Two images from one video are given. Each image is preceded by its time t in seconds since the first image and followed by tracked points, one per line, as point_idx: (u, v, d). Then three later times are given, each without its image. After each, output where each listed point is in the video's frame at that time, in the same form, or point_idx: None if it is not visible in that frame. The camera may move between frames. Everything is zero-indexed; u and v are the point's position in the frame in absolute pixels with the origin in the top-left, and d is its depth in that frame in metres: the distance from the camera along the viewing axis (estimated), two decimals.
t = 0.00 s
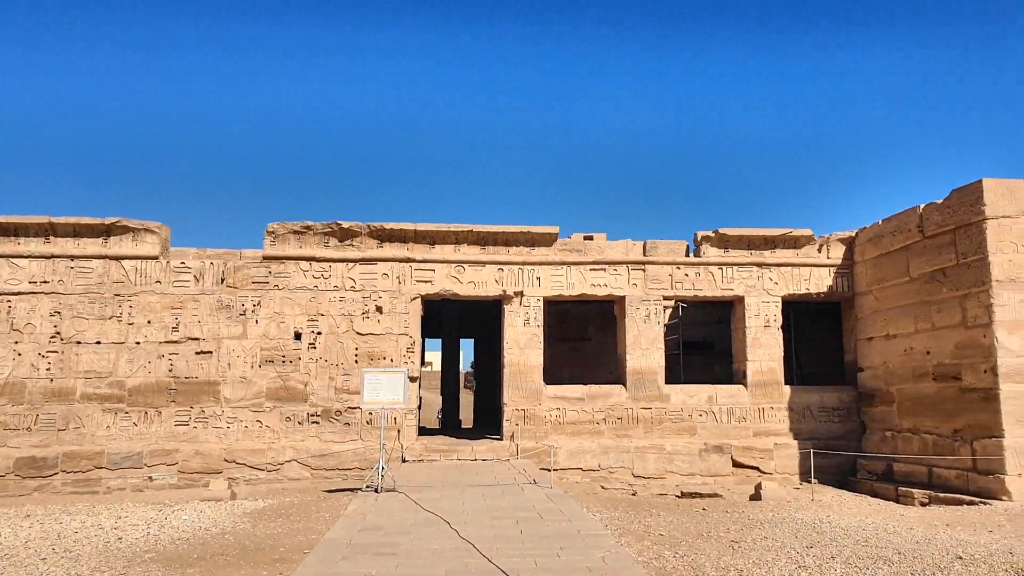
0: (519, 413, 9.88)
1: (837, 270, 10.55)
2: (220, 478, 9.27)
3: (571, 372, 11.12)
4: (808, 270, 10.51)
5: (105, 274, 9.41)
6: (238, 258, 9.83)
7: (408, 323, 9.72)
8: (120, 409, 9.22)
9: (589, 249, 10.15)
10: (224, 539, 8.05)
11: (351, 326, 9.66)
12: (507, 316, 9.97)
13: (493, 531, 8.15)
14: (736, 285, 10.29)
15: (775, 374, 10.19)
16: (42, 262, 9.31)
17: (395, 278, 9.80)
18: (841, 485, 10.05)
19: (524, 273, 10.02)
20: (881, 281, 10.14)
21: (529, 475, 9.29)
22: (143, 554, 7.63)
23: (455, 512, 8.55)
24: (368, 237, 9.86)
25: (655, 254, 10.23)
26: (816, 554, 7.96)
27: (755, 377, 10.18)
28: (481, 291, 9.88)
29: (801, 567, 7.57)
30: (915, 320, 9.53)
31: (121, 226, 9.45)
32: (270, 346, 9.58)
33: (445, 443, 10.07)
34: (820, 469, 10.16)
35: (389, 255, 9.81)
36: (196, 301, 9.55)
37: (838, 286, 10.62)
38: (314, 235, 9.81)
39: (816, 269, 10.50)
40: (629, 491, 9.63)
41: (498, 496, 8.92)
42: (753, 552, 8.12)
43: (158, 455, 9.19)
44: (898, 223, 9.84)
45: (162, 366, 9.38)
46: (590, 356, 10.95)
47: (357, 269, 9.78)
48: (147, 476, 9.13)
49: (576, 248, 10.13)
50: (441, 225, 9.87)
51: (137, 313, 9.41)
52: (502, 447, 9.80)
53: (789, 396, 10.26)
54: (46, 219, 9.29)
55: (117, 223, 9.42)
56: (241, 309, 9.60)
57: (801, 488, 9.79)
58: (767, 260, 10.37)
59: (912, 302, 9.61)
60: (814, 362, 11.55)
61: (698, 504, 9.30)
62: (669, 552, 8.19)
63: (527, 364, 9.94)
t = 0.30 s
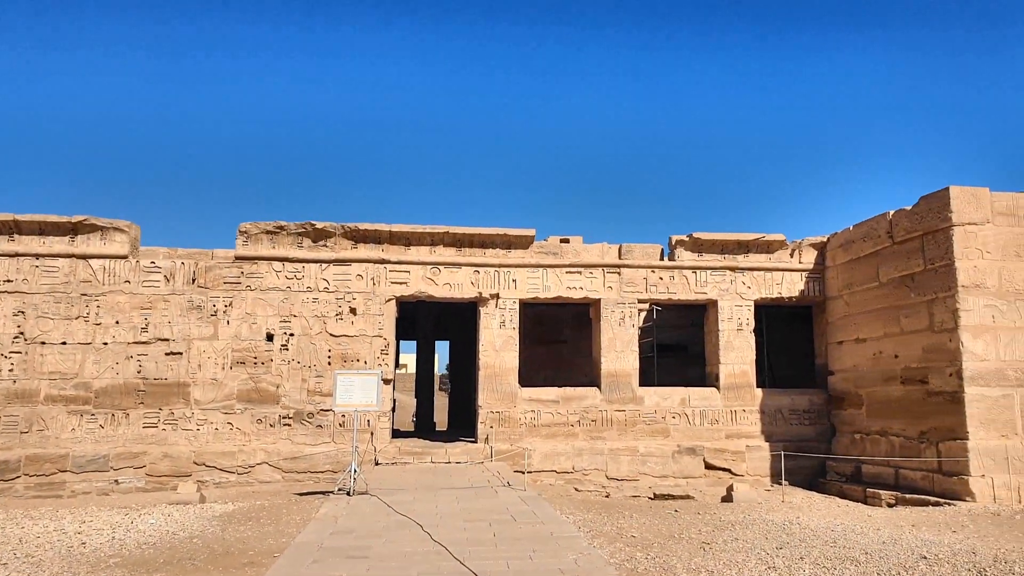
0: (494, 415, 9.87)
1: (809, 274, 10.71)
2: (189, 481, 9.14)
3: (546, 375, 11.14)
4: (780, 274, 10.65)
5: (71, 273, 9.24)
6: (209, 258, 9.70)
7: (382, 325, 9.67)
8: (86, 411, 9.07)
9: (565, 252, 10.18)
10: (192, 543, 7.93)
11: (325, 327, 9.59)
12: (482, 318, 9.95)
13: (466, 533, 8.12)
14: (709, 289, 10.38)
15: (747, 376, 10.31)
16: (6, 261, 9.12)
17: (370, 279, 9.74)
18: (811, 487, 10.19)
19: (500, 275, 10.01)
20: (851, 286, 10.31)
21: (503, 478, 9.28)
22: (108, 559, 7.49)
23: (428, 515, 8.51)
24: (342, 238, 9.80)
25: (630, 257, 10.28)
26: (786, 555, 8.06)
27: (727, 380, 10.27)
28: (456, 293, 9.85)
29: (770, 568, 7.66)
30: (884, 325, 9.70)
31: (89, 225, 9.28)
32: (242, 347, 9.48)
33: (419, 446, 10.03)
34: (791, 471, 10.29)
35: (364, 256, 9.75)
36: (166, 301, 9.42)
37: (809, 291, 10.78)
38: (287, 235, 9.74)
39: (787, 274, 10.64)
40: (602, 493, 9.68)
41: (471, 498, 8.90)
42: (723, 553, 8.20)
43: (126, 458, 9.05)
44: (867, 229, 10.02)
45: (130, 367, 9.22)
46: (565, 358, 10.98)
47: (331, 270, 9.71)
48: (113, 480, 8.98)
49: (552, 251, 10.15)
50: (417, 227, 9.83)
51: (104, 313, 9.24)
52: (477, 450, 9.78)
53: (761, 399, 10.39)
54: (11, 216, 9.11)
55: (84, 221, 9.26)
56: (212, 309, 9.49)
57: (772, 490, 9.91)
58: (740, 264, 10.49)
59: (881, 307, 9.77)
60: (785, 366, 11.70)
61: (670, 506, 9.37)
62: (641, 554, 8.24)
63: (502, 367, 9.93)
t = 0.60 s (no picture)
0: (465, 416, 9.85)
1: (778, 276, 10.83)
2: (155, 482, 9.02)
3: (518, 375, 11.15)
4: (750, 276, 10.77)
5: (34, 270, 9.09)
6: (177, 255, 9.58)
7: (352, 324, 9.62)
8: (48, 411, 8.93)
9: (538, 252, 10.20)
10: (157, 545, 7.81)
11: (294, 327, 9.52)
12: (454, 318, 9.92)
13: (436, 534, 8.10)
14: (680, 290, 10.46)
15: (716, 377, 10.40)
16: None
17: (340, 278, 9.68)
18: (779, 486, 10.31)
19: (473, 275, 10.00)
20: (819, 288, 10.45)
21: (473, 478, 9.27)
22: (69, 562, 7.35)
23: (397, 516, 8.47)
24: (313, 236, 9.73)
25: (602, 258, 10.33)
26: (753, 555, 8.14)
27: (697, 380, 10.36)
28: (428, 293, 9.82)
29: (737, 567, 7.73)
30: (851, 327, 9.84)
31: (52, 221, 9.14)
32: (210, 346, 9.37)
33: (390, 447, 9.99)
34: (759, 471, 10.40)
35: (334, 255, 9.69)
36: (132, 299, 9.28)
37: (778, 293, 10.90)
38: (256, 233, 9.66)
39: (757, 275, 10.76)
40: (572, 493, 9.72)
41: (442, 499, 8.88)
42: (692, 553, 8.26)
43: (89, 459, 8.91)
44: (835, 232, 10.16)
45: (95, 366, 9.09)
46: (538, 359, 10.99)
47: (301, 269, 9.64)
48: (76, 481, 8.84)
49: (524, 251, 10.16)
50: (388, 226, 9.79)
51: (68, 311, 9.10)
52: (447, 450, 9.77)
53: (730, 399, 10.49)
54: None
55: (47, 218, 9.11)
56: (180, 308, 9.37)
57: (740, 490, 10.01)
58: (710, 266, 10.58)
59: (848, 309, 9.91)
60: (754, 367, 11.83)
61: (640, 506, 9.43)
62: (610, 554, 8.28)
63: (473, 367, 9.92)
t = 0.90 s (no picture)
0: (441, 417, 9.83)
1: (752, 278, 10.93)
2: (126, 486, 8.93)
3: (495, 377, 11.15)
4: (724, 278, 10.85)
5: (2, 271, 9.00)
6: (150, 256, 9.50)
7: (327, 326, 9.59)
8: (16, 413, 8.84)
9: (514, 254, 10.22)
10: (127, 549, 7.72)
11: (268, 328, 9.47)
12: (431, 320, 9.91)
13: (411, 537, 8.06)
14: (655, 291, 10.52)
15: (692, 378, 10.47)
16: None
17: (315, 279, 9.64)
18: (754, 487, 10.38)
19: (449, 276, 9.99)
20: (792, 289, 10.54)
21: (449, 480, 9.26)
22: (37, 567, 7.24)
23: (372, 519, 8.43)
24: (287, 237, 9.69)
25: (578, 260, 10.37)
26: (728, 555, 8.17)
27: (673, 381, 10.42)
28: (404, 294, 9.80)
29: (712, 568, 7.76)
30: (824, 328, 9.93)
31: (22, 221, 9.06)
32: (183, 348, 9.29)
33: (365, 449, 9.95)
34: (734, 472, 10.47)
35: (309, 256, 9.65)
36: (103, 300, 9.19)
37: (752, 294, 10.99)
38: (230, 234, 9.60)
39: (732, 277, 10.84)
40: (549, 495, 9.73)
41: (417, 501, 8.85)
42: (667, 554, 8.28)
43: (59, 462, 8.81)
44: (808, 234, 10.27)
45: (65, 368, 8.99)
46: (514, 360, 11.01)
47: (275, 270, 9.59)
48: (45, 485, 8.73)
49: (501, 252, 10.17)
50: (364, 227, 9.76)
51: (37, 312, 9.01)
52: (423, 452, 9.75)
53: (705, 400, 10.56)
54: None
55: (16, 218, 9.03)
56: (152, 309, 9.28)
57: (716, 490, 10.07)
58: (685, 267, 10.65)
59: (821, 310, 10.01)
60: (728, 368, 11.94)
61: (616, 507, 9.45)
62: (586, 555, 8.28)
63: (450, 368, 9.91)
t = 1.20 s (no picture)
0: (420, 419, 9.80)
1: (729, 280, 11.01)
2: (99, 488, 8.84)
3: (473, 378, 11.15)
4: (702, 280, 10.92)
5: None
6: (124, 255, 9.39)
7: (304, 327, 9.54)
8: None
9: (494, 255, 10.22)
10: (99, 552, 7.63)
11: (245, 329, 9.40)
12: (409, 321, 9.88)
13: (388, 538, 8.03)
14: (634, 293, 10.57)
15: (669, 380, 10.53)
16: None
17: (292, 280, 9.59)
18: (730, 487, 10.46)
19: (428, 277, 9.97)
20: (769, 292, 10.63)
21: (427, 482, 9.24)
22: (5, 571, 7.14)
23: (349, 520, 8.39)
24: (265, 237, 9.62)
25: (558, 261, 10.39)
26: (704, 556, 8.22)
27: (651, 383, 10.48)
28: (382, 295, 9.77)
29: (688, 568, 7.81)
30: (800, 330, 10.03)
31: None
32: (158, 349, 9.20)
33: (343, 451, 9.92)
34: (711, 473, 10.54)
35: (287, 256, 9.59)
36: (76, 300, 9.08)
37: (730, 296, 11.08)
38: (207, 234, 9.52)
39: (709, 279, 10.92)
40: (527, 496, 9.74)
41: (395, 503, 8.82)
42: (644, 555, 8.32)
43: (30, 465, 8.73)
44: (785, 237, 10.36)
45: (36, 369, 8.89)
46: (493, 362, 11.01)
47: (252, 270, 9.53)
48: (15, 488, 8.63)
49: (480, 253, 10.17)
50: (342, 227, 9.72)
51: (9, 312, 8.89)
52: (401, 454, 9.72)
53: (683, 401, 10.63)
54: None
55: None
56: (127, 310, 9.18)
57: (693, 491, 10.14)
58: (663, 269, 10.71)
59: (797, 312, 10.10)
60: (706, 370, 12.03)
61: (593, 508, 9.48)
62: (563, 556, 8.30)
63: (428, 370, 9.89)
